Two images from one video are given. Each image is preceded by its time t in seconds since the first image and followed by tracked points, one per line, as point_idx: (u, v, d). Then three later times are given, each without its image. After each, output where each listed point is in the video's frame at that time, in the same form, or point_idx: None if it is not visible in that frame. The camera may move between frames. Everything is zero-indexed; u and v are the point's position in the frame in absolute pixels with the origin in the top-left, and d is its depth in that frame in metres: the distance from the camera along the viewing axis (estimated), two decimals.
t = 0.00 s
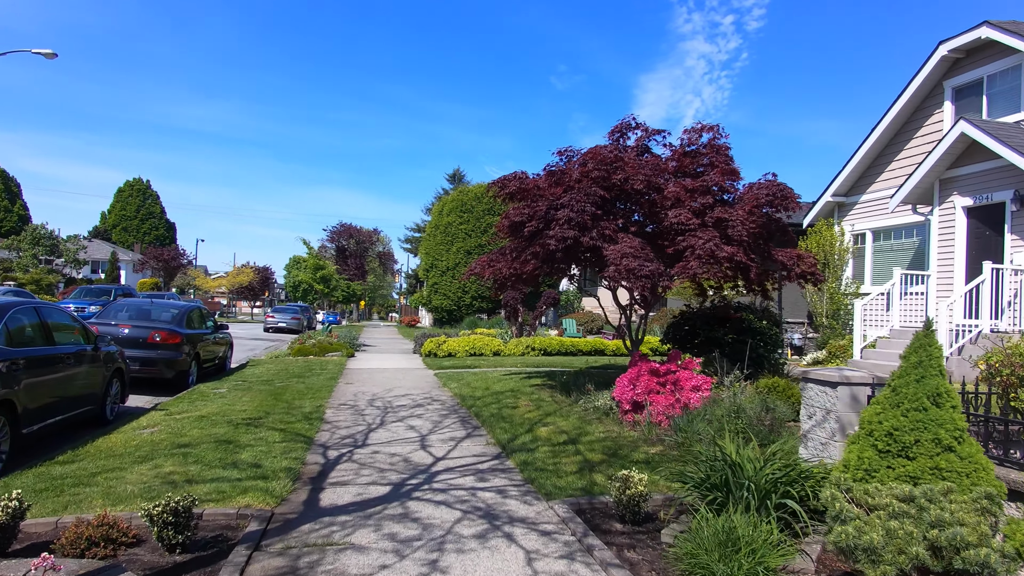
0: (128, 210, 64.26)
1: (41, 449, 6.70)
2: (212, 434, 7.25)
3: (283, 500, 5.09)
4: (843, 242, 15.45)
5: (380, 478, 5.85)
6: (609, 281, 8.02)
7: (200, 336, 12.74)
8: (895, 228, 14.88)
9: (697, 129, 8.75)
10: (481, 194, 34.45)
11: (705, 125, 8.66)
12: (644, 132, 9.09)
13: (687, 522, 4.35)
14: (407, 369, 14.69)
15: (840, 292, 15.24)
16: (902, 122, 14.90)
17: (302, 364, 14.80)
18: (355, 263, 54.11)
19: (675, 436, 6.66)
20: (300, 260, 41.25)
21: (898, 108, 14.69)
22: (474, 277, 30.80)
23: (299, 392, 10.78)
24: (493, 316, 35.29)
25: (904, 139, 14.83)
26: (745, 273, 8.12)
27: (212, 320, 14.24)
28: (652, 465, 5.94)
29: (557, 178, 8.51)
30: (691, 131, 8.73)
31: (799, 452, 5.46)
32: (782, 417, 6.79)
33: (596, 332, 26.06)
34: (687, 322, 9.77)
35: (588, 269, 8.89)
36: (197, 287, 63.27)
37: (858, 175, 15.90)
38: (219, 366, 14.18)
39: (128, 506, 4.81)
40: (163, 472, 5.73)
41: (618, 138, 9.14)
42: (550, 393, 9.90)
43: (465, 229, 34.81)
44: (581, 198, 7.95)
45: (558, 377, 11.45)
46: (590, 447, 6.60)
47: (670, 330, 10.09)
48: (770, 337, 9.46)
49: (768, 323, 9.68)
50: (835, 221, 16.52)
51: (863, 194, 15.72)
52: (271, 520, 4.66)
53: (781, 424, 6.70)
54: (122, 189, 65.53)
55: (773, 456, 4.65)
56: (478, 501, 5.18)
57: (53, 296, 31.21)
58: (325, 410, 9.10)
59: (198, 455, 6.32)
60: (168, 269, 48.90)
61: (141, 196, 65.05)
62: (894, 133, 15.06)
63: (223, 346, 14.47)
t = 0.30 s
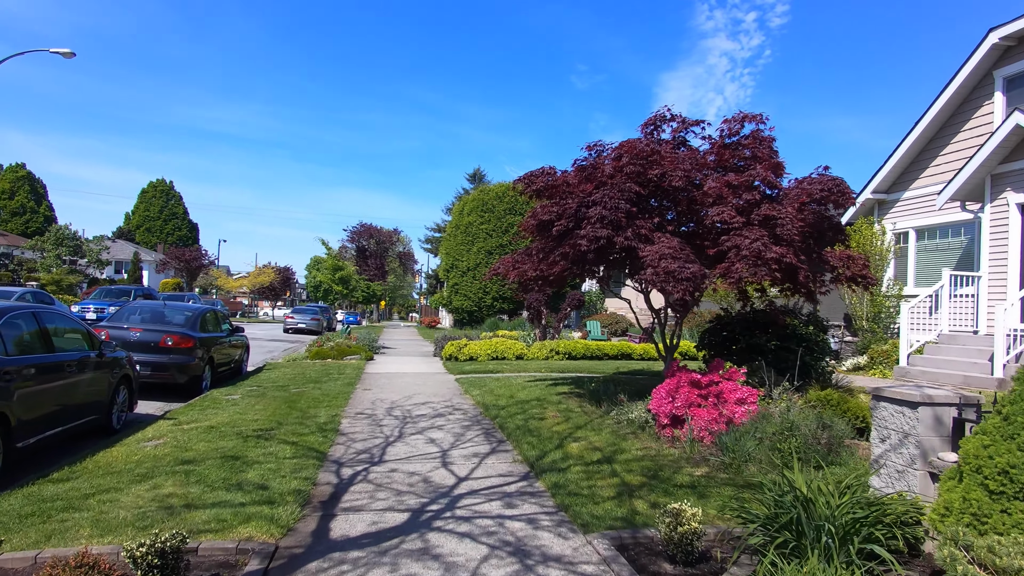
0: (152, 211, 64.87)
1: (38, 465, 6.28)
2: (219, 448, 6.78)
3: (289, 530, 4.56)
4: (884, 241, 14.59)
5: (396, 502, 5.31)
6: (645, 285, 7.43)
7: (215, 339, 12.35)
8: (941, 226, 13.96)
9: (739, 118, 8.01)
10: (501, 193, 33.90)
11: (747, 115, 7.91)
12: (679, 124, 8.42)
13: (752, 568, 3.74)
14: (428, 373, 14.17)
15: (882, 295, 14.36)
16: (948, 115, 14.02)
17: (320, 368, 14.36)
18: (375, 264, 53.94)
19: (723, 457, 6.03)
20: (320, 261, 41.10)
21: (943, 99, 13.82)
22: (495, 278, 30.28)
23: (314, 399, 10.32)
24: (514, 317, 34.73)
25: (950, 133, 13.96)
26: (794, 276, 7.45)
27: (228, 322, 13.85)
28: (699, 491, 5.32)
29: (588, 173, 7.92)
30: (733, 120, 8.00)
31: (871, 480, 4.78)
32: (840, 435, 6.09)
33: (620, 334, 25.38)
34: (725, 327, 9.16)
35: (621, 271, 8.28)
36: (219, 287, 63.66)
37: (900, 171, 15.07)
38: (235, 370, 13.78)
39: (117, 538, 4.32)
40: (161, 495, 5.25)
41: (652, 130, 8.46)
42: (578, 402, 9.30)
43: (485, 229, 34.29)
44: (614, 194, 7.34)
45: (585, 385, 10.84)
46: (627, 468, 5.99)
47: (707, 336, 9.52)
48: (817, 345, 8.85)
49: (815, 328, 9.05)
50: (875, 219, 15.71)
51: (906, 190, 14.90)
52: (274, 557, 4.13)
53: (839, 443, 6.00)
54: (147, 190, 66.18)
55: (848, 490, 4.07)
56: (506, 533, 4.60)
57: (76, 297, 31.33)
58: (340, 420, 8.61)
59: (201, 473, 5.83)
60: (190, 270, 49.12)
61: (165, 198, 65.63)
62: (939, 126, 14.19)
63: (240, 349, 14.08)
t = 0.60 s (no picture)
0: (181, 213, 65.66)
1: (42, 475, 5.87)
2: (233, 457, 6.30)
3: (300, 558, 4.04)
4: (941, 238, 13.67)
5: (420, 524, 4.77)
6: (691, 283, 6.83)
7: (236, 340, 11.95)
8: (1004, 222, 13.03)
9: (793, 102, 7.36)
10: (527, 192, 33.33)
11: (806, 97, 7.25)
12: (725, 109, 7.76)
13: None
14: (452, 376, 13.66)
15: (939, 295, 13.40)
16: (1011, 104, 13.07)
17: (342, 370, 13.93)
18: (400, 264, 53.83)
19: (788, 475, 5.51)
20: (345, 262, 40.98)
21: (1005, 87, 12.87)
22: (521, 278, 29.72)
23: (335, 403, 9.88)
24: (540, 318, 34.12)
25: (1013, 123, 13.01)
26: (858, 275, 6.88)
27: (250, 322, 13.46)
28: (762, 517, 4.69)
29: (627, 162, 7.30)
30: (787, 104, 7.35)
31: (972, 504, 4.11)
32: (921, 452, 5.65)
33: (650, 335, 24.65)
34: (775, 330, 8.71)
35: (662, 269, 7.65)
36: (247, 288, 64.16)
37: (958, 164, 14.20)
38: (256, 371, 13.40)
39: (110, 567, 3.83)
40: (165, 512, 4.77)
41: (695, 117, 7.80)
42: (613, 410, 8.68)
43: (511, 228, 33.75)
44: (658, 184, 6.72)
45: (620, 390, 10.21)
46: (676, 488, 5.37)
47: (755, 338, 9.03)
48: (877, 348, 8.36)
49: (875, 331, 8.55)
50: (930, 214, 14.84)
51: (965, 184, 14.03)
52: None
53: (921, 460, 5.57)
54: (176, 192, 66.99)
55: (960, 526, 3.43)
56: (545, 565, 4.03)
57: (106, 297, 31.53)
58: (360, 427, 8.10)
59: (211, 487, 5.36)
60: (219, 270, 49.47)
61: (194, 200, 66.36)
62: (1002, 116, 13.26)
63: (261, 350, 13.71)
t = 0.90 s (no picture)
0: (203, 213, 66.08)
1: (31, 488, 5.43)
2: (236, 468, 5.81)
3: None
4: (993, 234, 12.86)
5: (438, 550, 4.21)
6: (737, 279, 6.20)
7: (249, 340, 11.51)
8: None
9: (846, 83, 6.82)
10: (549, 190, 32.74)
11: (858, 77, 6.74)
12: (772, 90, 7.14)
13: None
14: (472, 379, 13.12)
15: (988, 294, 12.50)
16: None
17: (358, 372, 13.44)
18: (419, 264, 53.60)
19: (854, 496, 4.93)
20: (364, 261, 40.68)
21: None
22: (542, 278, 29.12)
23: (351, 407, 9.39)
24: (561, 318, 33.47)
25: None
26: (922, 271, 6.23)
27: (264, 322, 13.03)
28: (831, 551, 4.07)
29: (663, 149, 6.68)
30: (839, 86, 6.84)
31: None
32: (1005, 472, 5.00)
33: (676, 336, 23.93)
34: (822, 332, 8.18)
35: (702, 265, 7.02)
36: (268, 288, 64.39)
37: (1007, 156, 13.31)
38: (271, 372, 12.96)
39: None
40: (154, 534, 4.28)
41: (738, 100, 7.19)
42: (645, 417, 8.06)
43: (532, 227, 33.17)
44: (700, 171, 6.10)
45: (650, 395, 9.58)
46: (726, 510, 4.76)
47: (799, 341, 8.48)
48: (937, 351, 7.70)
49: (935, 333, 7.90)
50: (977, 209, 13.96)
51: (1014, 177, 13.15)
52: None
53: (1005, 482, 4.94)
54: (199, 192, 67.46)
55: None
56: None
57: (126, 296, 31.50)
58: (374, 434, 7.59)
59: (208, 504, 4.86)
60: (239, 270, 49.52)
61: (216, 200, 66.75)
62: None
63: (276, 351, 13.28)
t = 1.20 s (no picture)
0: (222, 213, 66.33)
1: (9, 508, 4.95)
2: (231, 486, 5.28)
3: None
4: None
5: None
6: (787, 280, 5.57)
7: (257, 343, 11.04)
8: None
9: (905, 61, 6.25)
10: (567, 188, 32.12)
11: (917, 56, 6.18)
12: (823, 70, 6.54)
13: None
14: (490, 383, 12.56)
15: None
16: None
17: (371, 376, 12.93)
18: (435, 264, 53.23)
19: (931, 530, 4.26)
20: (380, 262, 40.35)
21: None
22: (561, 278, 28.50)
23: (361, 414, 8.87)
24: (580, 319, 32.80)
25: None
26: (996, 271, 5.57)
27: (275, 324, 12.57)
28: None
29: (701, 135, 6.06)
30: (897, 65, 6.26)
31: None
32: None
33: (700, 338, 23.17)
34: (872, 337, 7.57)
35: (743, 263, 6.39)
36: (285, 288, 64.45)
37: None
38: (282, 376, 12.51)
39: None
40: (131, 569, 3.75)
41: (786, 81, 6.57)
42: (679, 430, 7.42)
43: (550, 226, 32.56)
44: (746, 159, 5.47)
45: (681, 404, 8.93)
46: (784, 546, 4.13)
47: (844, 346, 7.91)
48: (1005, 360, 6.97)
49: (1002, 339, 7.16)
50: None
51: None
52: None
53: None
54: (218, 193, 67.78)
55: None
56: None
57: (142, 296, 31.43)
58: (385, 446, 7.04)
59: (196, 531, 4.34)
60: (256, 270, 49.49)
61: (234, 201, 66.99)
62: None
63: (287, 353, 12.81)
